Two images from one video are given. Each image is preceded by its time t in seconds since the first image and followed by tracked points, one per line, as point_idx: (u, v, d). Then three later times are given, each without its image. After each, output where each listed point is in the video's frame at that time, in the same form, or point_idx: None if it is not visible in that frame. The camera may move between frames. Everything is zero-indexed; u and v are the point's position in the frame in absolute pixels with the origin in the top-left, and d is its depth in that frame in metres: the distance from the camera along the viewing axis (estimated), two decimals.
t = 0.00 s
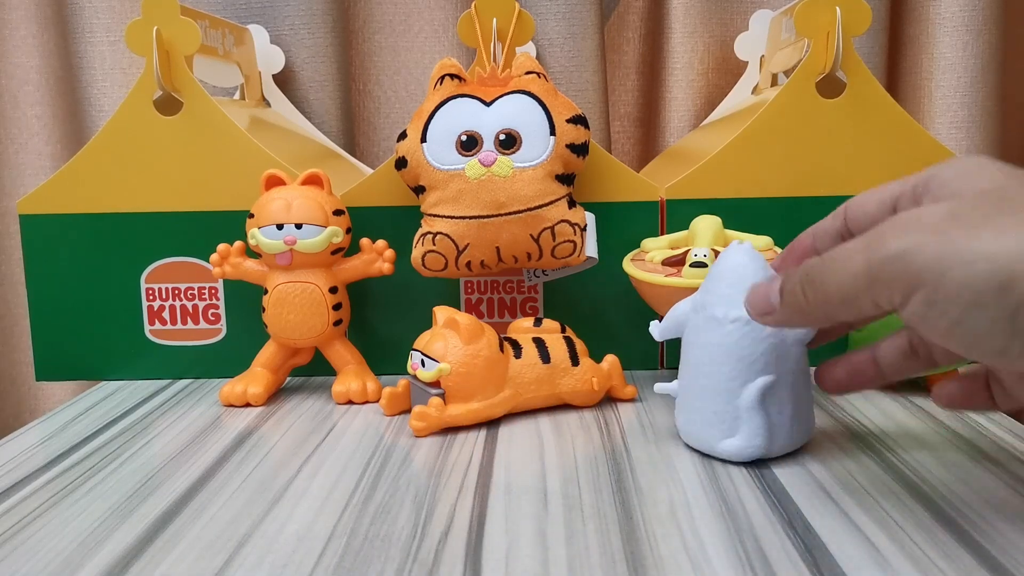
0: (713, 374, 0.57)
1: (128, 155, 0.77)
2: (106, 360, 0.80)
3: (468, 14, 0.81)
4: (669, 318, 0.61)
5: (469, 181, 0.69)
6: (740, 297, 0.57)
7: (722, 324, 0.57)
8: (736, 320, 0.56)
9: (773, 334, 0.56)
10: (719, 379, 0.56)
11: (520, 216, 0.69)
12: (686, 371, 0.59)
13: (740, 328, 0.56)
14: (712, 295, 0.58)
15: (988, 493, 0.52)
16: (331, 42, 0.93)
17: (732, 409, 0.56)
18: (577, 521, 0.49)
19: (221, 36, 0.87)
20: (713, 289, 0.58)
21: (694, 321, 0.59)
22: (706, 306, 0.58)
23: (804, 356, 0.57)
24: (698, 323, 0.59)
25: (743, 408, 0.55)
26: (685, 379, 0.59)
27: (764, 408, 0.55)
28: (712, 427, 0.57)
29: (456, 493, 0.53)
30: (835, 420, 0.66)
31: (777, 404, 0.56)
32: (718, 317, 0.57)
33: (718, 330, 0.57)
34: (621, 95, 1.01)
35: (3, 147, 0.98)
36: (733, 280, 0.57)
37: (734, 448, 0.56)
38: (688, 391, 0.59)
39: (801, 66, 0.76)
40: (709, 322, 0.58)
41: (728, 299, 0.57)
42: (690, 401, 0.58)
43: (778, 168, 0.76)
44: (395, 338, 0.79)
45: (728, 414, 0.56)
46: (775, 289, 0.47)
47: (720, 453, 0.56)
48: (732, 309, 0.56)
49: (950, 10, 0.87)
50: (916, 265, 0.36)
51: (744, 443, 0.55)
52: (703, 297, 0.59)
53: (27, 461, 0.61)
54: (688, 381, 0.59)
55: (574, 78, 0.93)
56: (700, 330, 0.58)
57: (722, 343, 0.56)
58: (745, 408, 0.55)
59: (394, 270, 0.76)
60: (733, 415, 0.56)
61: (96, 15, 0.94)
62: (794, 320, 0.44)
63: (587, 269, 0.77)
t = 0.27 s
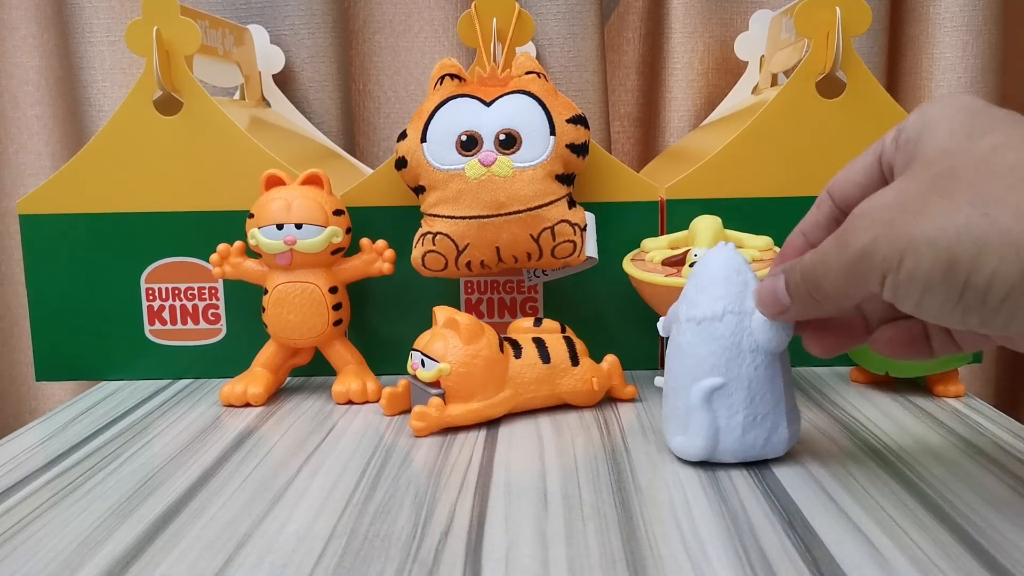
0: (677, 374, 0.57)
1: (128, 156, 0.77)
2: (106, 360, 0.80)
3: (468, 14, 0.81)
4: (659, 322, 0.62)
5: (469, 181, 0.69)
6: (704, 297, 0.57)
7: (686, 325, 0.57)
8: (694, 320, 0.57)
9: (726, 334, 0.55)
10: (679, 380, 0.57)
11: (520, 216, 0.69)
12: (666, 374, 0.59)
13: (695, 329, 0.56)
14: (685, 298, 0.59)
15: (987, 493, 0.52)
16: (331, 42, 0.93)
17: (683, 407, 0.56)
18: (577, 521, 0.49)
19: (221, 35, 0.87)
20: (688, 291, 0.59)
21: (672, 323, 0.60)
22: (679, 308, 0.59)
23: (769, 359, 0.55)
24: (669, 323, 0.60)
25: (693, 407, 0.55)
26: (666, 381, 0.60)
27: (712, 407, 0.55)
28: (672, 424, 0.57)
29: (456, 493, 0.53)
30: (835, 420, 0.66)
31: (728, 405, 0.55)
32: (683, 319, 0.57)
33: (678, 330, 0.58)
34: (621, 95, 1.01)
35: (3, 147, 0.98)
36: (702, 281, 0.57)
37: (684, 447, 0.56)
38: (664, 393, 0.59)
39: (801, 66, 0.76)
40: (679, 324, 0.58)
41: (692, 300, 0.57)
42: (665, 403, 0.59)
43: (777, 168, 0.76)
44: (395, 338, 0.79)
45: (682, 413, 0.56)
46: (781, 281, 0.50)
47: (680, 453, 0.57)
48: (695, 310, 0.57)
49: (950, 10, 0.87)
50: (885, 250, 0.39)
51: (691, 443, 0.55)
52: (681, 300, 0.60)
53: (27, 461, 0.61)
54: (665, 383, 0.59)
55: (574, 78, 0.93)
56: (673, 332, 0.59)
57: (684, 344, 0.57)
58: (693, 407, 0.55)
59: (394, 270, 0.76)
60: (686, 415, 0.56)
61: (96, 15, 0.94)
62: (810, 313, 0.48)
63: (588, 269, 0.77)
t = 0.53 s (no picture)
0: (724, 404, 0.49)
1: (128, 156, 0.77)
2: (106, 360, 0.80)
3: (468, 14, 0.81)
4: (648, 353, 0.53)
5: (469, 181, 0.69)
6: (727, 314, 0.50)
7: (716, 347, 0.50)
8: (728, 340, 0.49)
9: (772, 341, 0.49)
10: (734, 408, 0.49)
11: (520, 216, 0.69)
12: (686, 409, 0.51)
13: (736, 346, 0.49)
14: (692, 318, 0.51)
15: (988, 493, 0.52)
16: (331, 42, 0.93)
17: (755, 437, 0.48)
18: (577, 521, 0.49)
19: (221, 35, 0.87)
20: (692, 311, 0.51)
21: (676, 351, 0.52)
22: (689, 331, 0.51)
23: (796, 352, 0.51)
24: (682, 354, 0.51)
25: (766, 435, 0.48)
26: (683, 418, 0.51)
27: (787, 428, 0.48)
28: (738, 464, 0.49)
29: (456, 493, 0.53)
30: (835, 421, 0.66)
31: (797, 417, 0.49)
32: (709, 339, 0.50)
33: (713, 355, 0.50)
34: (621, 95, 1.01)
35: (3, 147, 0.98)
36: (714, 296, 0.51)
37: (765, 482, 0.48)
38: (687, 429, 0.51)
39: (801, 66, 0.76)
40: (700, 348, 0.50)
41: (712, 317, 0.50)
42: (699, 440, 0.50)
43: (777, 168, 0.76)
44: (394, 338, 0.79)
45: (751, 445, 0.48)
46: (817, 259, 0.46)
47: (748, 491, 0.48)
48: (722, 329, 0.50)
49: (950, 10, 0.87)
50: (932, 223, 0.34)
51: (776, 475, 0.48)
52: (679, 324, 0.52)
53: (27, 461, 0.61)
54: (690, 419, 0.51)
55: (574, 78, 0.93)
56: (688, 360, 0.51)
57: (725, 369, 0.49)
58: (768, 434, 0.48)
59: (394, 270, 0.76)
60: (760, 444, 0.48)
61: (96, 15, 0.94)
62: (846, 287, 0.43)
63: (587, 269, 0.77)
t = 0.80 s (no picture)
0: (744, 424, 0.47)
1: (128, 155, 0.77)
2: (106, 360, 0.80)
3: (468, 14, 0.81)
4: (666, 354, 0.50)
5: (469, 181, 0.69)
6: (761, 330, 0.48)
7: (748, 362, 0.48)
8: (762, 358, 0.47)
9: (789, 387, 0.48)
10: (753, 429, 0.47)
11: (520, 216, 0.69)
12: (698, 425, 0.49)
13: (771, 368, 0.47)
14: (725, 327, 0.49)
15: (988, 493, 0.52)
16: (331, 42, 0.93)
17: (768, 461, 0.47)
18: (577, 521, 0.49)
19: (221, 35, 0.87)
20: (724, 320, 0.49)
21: (704, 358, 0.49)
22: (721, 341, 0.49)
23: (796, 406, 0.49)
24: (707, 363, 0.49)
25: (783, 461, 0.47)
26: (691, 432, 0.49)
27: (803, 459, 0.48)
28: (743, 486, 0.47)
29: (455, 493, 0.53)
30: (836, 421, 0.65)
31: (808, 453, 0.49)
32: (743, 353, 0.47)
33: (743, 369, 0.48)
34: (621, 95, 1.01)
35: (3, 147, 0.98)
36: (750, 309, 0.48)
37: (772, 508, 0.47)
38: (692, 444, 0.49)
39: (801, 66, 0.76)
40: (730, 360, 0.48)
41: (749, 331, 0.48)
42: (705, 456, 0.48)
43: (778, 168, 0.76)
44: (395, 338, 0.79)
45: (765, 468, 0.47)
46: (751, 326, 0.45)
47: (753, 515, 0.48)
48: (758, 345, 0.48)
49: (951, 10, 0.87)
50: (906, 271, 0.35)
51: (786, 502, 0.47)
52: (710, 330, 0.50)
53: (27, 461, 0.61)
54: (698, 433, 0.49)
55: (574, 78, 0.93)
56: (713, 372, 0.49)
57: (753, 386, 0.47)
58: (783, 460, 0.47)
59: (394, 270, 0.76)
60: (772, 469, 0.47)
61: (97, 15, 0.94)
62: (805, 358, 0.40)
63: (588, 269, 0.77)
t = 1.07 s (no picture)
0: (810, 377, 0.39)
1: (128, 155, 0.77)
2: (106, 360, 0.80)
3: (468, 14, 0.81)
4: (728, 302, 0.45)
5: (469, 181, 0.69)
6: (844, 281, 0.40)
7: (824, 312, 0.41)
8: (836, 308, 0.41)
9: None
10: (818, 387, 0.39)
11: (520, 216, 0.69)
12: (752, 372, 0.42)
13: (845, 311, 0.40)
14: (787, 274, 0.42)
15: (988, 493, 0.52)
16: (331, 42, 0.93)
17: (833, 419, 0.40)
18: (577, 521, 0.49)
19: (221, 35, 0.87)
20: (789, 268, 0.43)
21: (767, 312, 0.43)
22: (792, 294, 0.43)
23: None
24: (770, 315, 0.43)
25: (848, 420, 0.40)
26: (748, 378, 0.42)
27: (874, 418, 0.41)
28: (799, 443, 0.41)
29: (455, 493, 0.53)
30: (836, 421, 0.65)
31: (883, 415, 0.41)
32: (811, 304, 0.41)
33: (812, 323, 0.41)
34: (621, 95, 1.01)
35: (3, 147, 0.98)
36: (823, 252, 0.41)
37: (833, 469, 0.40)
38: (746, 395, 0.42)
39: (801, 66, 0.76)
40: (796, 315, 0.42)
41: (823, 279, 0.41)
42: (757, 408, 0.42)
43: (778, 168, 0.76)
44: (395, 338, 0.79)
45: (827, 425, 0.40)
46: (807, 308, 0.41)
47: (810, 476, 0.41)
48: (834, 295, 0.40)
49: (950, 10, 0.87)
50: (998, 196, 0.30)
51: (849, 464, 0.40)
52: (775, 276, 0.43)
53: (27, 461, 0.61)
54: (755, 382, 0.42)
55: (574, 78, 0.93)
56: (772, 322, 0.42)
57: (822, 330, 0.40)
58: (848, 421, 0.40)
59: (394, 270, 0.76)
60: (833, 428, 0.40)
61: (97, 15, 0.94)
62: None
63: (588, 269, 0.77)
